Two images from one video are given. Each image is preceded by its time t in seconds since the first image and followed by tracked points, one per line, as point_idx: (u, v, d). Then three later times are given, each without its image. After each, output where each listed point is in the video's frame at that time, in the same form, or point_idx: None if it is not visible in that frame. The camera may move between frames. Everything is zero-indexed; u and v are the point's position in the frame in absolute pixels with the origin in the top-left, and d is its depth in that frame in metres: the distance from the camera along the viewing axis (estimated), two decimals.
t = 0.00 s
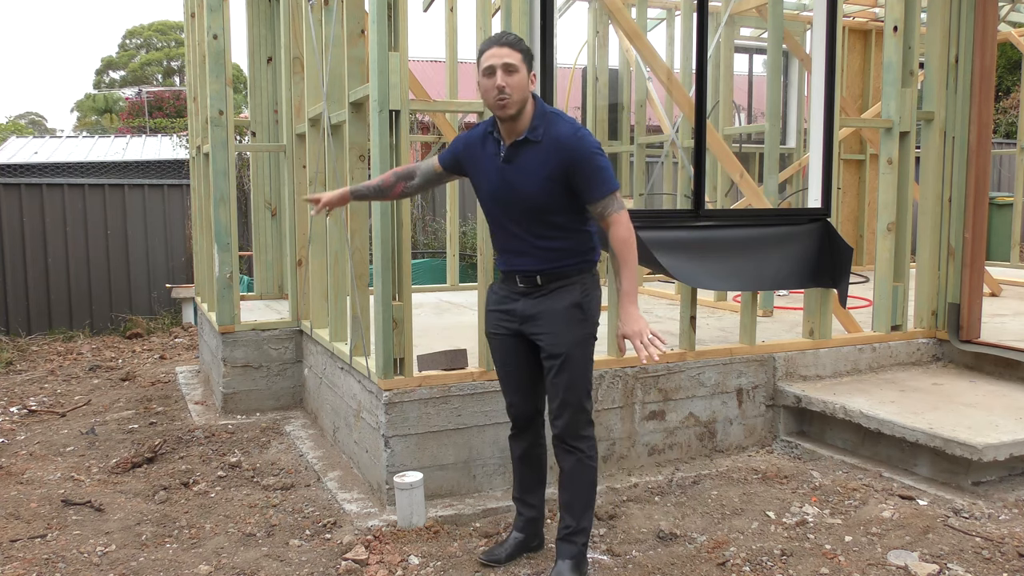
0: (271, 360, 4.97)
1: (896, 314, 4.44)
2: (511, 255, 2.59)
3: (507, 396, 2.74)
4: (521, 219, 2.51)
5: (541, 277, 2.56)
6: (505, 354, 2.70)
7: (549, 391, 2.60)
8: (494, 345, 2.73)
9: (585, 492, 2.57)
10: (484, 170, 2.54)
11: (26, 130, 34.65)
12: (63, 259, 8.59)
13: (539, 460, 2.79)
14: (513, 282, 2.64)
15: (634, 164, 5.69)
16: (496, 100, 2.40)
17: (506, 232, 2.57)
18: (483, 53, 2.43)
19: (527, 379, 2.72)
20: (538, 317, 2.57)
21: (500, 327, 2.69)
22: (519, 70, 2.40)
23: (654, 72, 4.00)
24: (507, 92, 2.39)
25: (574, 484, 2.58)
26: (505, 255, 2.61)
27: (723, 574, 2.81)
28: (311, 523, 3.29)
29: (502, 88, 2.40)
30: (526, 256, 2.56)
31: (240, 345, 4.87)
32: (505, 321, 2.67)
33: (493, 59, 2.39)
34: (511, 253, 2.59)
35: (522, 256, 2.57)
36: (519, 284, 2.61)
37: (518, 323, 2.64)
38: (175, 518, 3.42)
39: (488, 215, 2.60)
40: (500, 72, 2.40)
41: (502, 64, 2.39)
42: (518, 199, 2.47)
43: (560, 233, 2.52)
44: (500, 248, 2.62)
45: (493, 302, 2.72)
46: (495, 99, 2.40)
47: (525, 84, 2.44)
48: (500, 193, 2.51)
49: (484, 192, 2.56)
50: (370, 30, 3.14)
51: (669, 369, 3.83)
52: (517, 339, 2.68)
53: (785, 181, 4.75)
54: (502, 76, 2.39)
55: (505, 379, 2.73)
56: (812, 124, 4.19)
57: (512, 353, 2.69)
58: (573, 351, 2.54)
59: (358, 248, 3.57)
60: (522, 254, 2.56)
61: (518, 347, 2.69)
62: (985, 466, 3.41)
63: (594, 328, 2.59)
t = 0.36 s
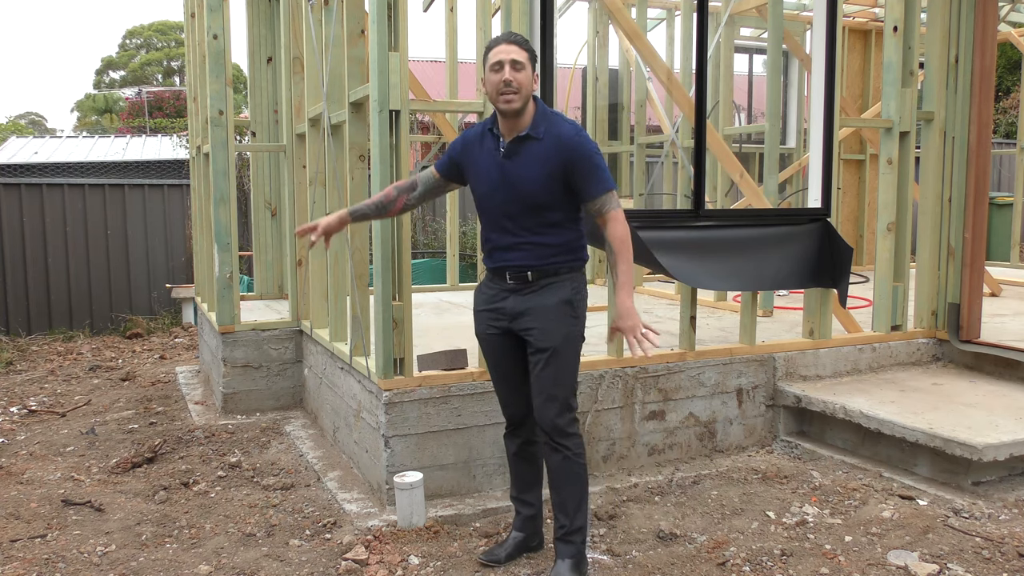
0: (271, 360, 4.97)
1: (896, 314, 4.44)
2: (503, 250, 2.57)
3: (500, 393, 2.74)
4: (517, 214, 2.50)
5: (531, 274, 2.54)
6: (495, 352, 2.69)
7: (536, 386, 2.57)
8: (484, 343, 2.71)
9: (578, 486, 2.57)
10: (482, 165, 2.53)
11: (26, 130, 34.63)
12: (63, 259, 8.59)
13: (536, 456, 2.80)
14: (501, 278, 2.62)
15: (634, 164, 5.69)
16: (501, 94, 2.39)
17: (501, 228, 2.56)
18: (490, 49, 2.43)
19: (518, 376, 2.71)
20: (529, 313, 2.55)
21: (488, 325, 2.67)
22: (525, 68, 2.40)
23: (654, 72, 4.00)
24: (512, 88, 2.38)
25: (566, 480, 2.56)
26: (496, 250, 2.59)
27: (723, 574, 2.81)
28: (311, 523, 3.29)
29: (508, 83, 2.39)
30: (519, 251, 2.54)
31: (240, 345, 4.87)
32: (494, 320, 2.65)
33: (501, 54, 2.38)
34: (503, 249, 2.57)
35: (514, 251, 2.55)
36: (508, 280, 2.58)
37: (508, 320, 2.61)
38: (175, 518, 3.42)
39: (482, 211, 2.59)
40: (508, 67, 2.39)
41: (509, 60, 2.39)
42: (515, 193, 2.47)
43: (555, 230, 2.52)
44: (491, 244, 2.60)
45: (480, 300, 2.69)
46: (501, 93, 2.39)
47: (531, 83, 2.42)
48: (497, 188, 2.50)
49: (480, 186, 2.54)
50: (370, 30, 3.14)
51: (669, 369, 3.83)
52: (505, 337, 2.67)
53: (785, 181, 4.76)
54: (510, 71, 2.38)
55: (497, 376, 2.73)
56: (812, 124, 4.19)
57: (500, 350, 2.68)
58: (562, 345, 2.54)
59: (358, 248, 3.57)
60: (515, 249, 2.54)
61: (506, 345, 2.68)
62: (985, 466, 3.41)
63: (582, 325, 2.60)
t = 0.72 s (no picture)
0: (271, 360, 4.97)
1: (896, 315, 4.44)
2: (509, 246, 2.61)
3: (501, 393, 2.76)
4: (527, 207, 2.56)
5: (537, 271, 2.58)
6: (497, 351, 2.71)
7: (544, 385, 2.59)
8: (485, 343, 2.72)
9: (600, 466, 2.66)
10: (495, 159, 2.61)
11: (26, 130, 34.62)
12: (63, 259, 8.59)
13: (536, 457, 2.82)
14: (504, 276, 2.65)
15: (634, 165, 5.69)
16: (513, 92, 2.49)
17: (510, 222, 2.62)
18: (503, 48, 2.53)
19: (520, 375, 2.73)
20: (534, 311, 2.59)
21: (491, 325, 2.69)
22: (537, 67, 2.50)
23: (654, 72, 4.00)
24: (525, 87, 2.48)
25: (588, 465, 2.65)
26: (502, 244, 2.63)
27: (724, 574, 2.81)
28: (311, 523, 3.29)
29: (521, 82, 2.49)
30: (526, 245, 2.59)
31: (240, 344, 4.88)
32: (497, 319, 2.67)
33: (514, 53, 2.48)
34: (508, 243, 2.62)
35: (520, 245, 2.60)
36: (512, 278, 2.62)
37: (512, 319, 2.64)
38: (174, 518, 3.42)
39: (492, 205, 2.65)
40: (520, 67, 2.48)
41: (521, 61, 2.48)
42: (526, 186, 2.54)
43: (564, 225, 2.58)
44: (497, 238, 2.64)
45: (482, 300, 2.72)
46: (513, 92, 2.48)
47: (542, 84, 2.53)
48: (508, 181, 2.57)
49: (493, 180, 2.62)
50: (370, 30, 3.14)
51: (669, 369, 3.83)
52: (507, 336, 2.69)
53: (785, 181, 4.76)
54: (523, 71, 2.47)
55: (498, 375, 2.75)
56: (812, 124, 4.19)
57: (502, 351, 2.70)
58: (568, 344, 2.58)
59: (358, 249, 3.57)
60: (522, 243, 2.60)
61: (508, 345, 2.70)
62: (985, 466, 3.41)
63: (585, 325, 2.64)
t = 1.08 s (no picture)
0: (271, 360, 4.96)
1: (896, 315, 4.44)
2: (545, 245, 2.65)
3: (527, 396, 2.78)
4: (567, 206, 2.63)
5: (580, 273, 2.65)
6: (533, 351, 2.73)
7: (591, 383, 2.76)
8: (520, 343, 2.73)
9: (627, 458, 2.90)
10: (534, 158, 2.67)
11: (26, 130, 34.62)
12: (63, 259, 8.60)
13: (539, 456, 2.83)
14: (544, 276, 2.68)
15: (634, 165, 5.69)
16: (558, 93, 2.60)
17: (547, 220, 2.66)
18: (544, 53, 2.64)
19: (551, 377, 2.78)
20: (580, 314, 2.66)
21: (529, 325, 2.71)
22: (580, 70, 2.62)
23: (654, 72, 3.99)
24: (570, 87, 2.59)
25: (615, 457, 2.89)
26: (539, 243, 2.67)
27: (723, 574, 2.81)
28: (311, 523, 3.29)
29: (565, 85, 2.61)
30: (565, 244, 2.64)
31: (240, 345, 4.88)
32: (536, 320, 2.70)
33: (557, 57, 2.59)
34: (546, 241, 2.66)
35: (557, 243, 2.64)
36: (554, 279, 2.66)
37: (555, 320, 2.69)
38: (174, 518, 3.42)
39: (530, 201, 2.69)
40: (564, 68, 2.60)
41: (564, 63, 2.60)
42: (568, 184, 2.61)
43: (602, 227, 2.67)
44: (532, 236, 2.68)
45: (520, 300, 2.72)
46: (559, 93, 2.59)
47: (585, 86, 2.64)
48: (549, 179, 2.64)
49: (533, 177, 2.67)
50: (370, 30, 3.14)
51: (669, 369, 3.83)
52: (544, 337, 2.74)
53: (785, 181, 4.76)
54: (567, 73, 2.59)
55: (527, 378, 2.77)
56: (812, 124, 4.18)
57: (540, 351, 2.75)
58: (612, 343, 2.73)
59: (358, 248, 3.56)
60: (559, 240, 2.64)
61: (543, 345, 2.74)
62: (985, 466, 3.41)
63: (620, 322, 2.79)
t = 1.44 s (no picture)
0: (271, 360, 4.96)
1: (896, 315, 4.44)
2: (594, 243, 2.80)
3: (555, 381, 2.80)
4: (618, 208, 2.78)
5: (628, 267, 2.80)
6: (571, 341, 2.81)
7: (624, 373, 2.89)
8: (562, 331, 2.82)
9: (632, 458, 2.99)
10: (587, 158, 2.79)
11: (26, 130, 34.60)
12: (63, 259, 8.60)
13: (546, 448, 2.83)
14: (590, 270, 2.81)
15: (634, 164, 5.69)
16: (604, 102, 2.72)
17: (597, 219, 2.81)
18: (597, 58, 2.72)
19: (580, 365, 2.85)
20: (625, 308, 2.80)
21: (572, 314, 2.82)
22: (623, 75, 2.72)
23: (654, 72, 3.99)
24: (614, 95, 2.70)
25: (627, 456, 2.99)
26: (588, 241, 2.82)
27: (724, 574, 2.81)
28: (311, 523, 3.29)
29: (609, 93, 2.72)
30: (614, 242, 2.80)
31: (240, 345, 4.88)
32: (581, 308, 2.81)
33: (601, 66, 2.70)
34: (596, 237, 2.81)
35: (608, 242, 2.80)
36: (600, 272, 2.80)
37: (598, 312, 2.81)
38: (175, 518, 3.42)
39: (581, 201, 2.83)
40: (607, 77, 2.71)
41: (607, 71, 2.71)
42: (622, 188, 2.76)
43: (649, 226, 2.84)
44: (581, 234, 2.84)
45: (566, 290, 2.84)
46: (604, 101, 2.71)
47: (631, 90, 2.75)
48: (602, 182, 2.77)
49: (586, 179, 2.79)
50: (370, 30, 3.14)
51: (669, 369, 3.82)
52: (586, 326, 2.83)
53: (785, 179, 4.76)
54: (610, 81, 2.70)
55: (559, 363, 2.81)
56: (812, 124, 4.18)
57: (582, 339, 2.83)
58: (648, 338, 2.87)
59: (358, 248, 3.56)
60: (609, 240, 2.79)
61: (584, 333, 2.83)
62: (985, 466, 3.40)
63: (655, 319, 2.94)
